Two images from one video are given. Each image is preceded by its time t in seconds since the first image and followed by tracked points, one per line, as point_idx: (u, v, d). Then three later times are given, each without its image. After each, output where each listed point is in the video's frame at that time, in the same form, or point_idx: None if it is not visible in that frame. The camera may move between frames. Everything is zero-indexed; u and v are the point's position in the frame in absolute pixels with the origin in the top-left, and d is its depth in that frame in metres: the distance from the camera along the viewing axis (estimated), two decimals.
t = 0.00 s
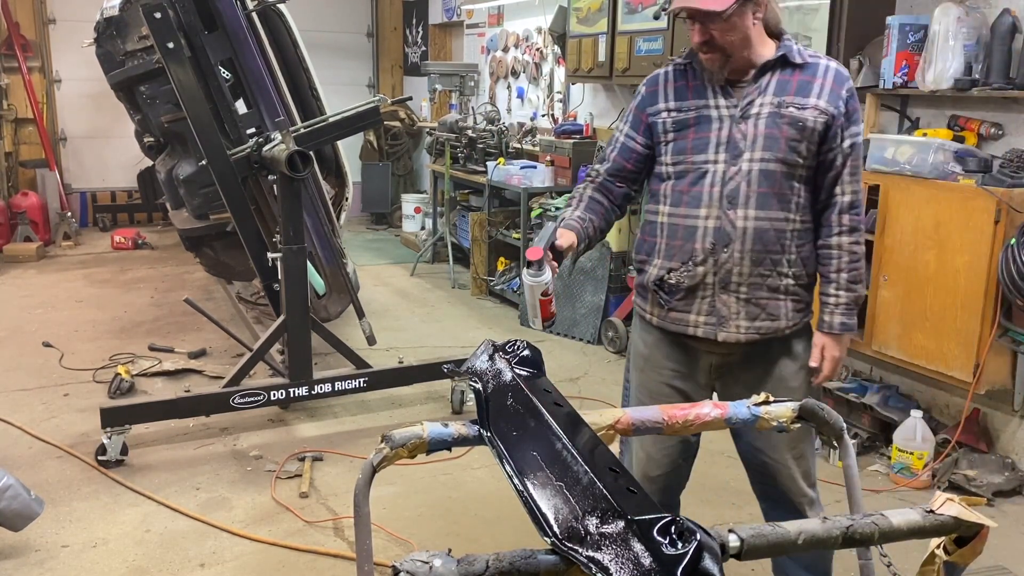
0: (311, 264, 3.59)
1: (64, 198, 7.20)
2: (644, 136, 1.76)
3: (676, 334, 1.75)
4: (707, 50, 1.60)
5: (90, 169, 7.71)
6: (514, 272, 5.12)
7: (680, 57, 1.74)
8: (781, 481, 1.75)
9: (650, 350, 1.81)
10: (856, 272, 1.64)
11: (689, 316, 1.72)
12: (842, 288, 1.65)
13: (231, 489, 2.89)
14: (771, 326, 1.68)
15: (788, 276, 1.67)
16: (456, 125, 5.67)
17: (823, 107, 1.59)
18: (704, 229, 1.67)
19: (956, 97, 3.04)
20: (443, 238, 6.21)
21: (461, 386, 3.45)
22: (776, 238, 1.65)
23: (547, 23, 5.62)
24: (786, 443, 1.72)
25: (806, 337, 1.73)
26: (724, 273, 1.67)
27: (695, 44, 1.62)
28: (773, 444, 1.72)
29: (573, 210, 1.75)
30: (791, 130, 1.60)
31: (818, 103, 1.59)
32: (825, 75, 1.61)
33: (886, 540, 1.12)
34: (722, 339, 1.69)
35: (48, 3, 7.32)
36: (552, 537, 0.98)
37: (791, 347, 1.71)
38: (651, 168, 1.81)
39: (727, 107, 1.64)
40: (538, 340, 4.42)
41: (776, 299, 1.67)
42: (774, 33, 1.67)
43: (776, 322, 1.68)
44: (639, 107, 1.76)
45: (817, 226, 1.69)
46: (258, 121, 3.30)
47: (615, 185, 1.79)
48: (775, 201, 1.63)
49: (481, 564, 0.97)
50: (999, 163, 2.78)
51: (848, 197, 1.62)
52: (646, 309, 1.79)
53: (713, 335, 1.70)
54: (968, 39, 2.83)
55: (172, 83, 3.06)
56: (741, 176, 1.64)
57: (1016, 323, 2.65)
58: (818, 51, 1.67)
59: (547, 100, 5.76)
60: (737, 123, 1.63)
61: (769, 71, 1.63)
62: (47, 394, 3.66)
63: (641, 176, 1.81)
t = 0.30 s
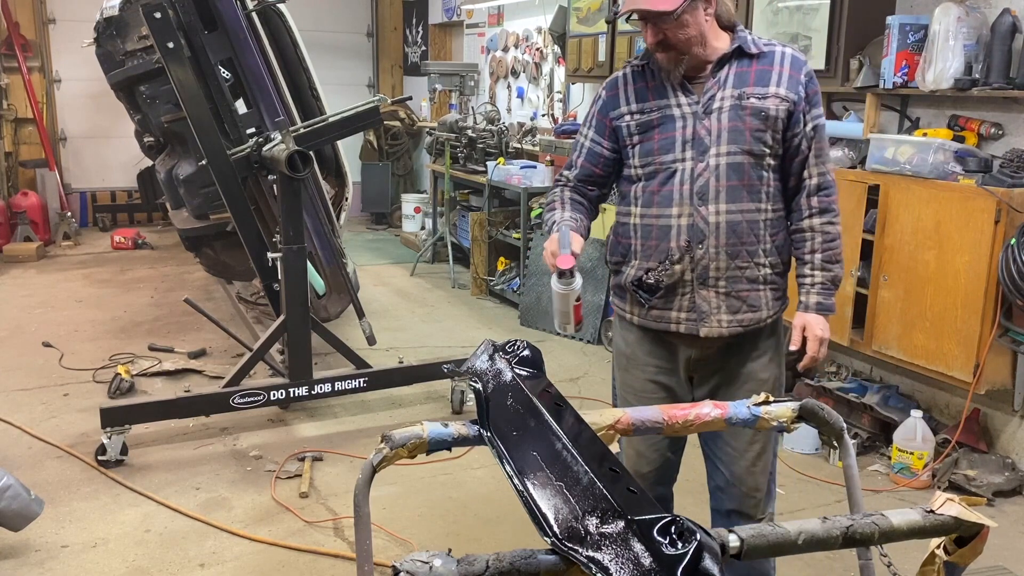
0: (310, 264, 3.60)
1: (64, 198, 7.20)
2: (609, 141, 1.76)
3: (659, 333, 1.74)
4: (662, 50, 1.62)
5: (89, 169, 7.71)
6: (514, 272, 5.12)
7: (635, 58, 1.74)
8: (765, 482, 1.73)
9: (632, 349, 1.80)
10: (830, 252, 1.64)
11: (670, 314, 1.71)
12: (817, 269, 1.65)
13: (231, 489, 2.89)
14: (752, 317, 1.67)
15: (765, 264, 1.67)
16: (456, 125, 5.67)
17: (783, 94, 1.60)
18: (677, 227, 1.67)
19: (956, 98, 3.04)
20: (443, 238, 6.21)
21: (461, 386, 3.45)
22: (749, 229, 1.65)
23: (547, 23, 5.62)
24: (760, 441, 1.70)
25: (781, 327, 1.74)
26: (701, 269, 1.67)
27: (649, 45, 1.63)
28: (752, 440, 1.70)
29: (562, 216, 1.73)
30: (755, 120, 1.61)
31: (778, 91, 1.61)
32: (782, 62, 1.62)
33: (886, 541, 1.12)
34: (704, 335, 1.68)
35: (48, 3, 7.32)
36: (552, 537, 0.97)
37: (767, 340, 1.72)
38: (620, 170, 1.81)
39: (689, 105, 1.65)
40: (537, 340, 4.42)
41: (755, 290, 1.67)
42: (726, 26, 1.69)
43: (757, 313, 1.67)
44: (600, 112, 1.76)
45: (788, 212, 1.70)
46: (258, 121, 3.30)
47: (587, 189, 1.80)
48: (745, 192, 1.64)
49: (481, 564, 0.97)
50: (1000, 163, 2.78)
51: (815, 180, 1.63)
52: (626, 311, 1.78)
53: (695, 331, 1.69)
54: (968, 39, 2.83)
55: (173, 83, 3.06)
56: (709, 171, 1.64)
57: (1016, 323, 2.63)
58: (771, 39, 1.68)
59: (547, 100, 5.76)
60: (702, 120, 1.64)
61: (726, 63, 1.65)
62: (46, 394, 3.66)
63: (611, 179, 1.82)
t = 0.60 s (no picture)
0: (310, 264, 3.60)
1: (64, 198, 7.20)
2: (602, 142, 1.77)
3: (651, 333, 1.74)
4: (655, 51, 1.62)
5: (89, 169, 7.71)
6: (514, 272, 5.12)
7: (629, 59, 1.75)
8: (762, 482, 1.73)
9: (624, 348, 1.81)
10: (823, 252, 1.64)
11: (662, 313, 1.71)
12: (811, 270, 1.65)
13: (232, 489, 2.89)
14: (744, 317, 1.67)
15: (757, 265, 1.67)
16: (456, 125, 5.67)
17: (776, 94, 1.61)
18: (670, 226, 1.67)
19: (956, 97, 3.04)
20: (443, 238, 6.21)
21: (461, 386, 3.45)
22: (741, 229, 1.65)
23: (547, 22, 5.62)
24: (754, 442, 1.70)
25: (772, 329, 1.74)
26: (694, 268, 1.67)
27: (642, 45, 1.63)
28: (746, 441, 1.70)
29: (552, 211, 1.72)
30: (747, 120, 1.61)
31: (771, 90, 1.61)
32: (775, 62, 1.62)
33: (886, 541, 1.12)
34: (696, 335, 1.68)
35: (48, 3, 7.32)
36: (552, 536, 0.97)
37: (758, 341, 1.72)
38: (614, 171, 1.82)
39: (682, 105, 1.65)
40: (538, 340, 4.42)
41: (747, 290, 1.67)
42: (719, 26, 1.69)
43: (748, 313, 1.67)
44: (594, 113, 1.77)
45: (781, 212, 1.70)
46: (258, 121, 3.30)
47: (580, 190, 1.80)
48: (738, 192, 1.64)
49: (481, 564, 0.97)
50: (1000, 163, 2.78)
51: (808, 180, 1.63)
52: (618, 310, 1.78)
53: (687, 331, 1.69)
54: (968, 39, 2.82)
55: (173, 83, 3.06)
56: (702, 171, 1.64)
57: (1016, 323, 2.63)
58: (764, 39, 1.68)
59: (547, 100, 5.75)
60: (694, 119, 1.65)
61: (719, 63, 1.65)
62: (46, 394, 3.66)
63: (605, 180, 1.82)
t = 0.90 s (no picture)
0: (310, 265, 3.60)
1: (64, 198, 7.21)
2: (601, 142, 1.77)
3: (648, 333, 1.74)
4: (653, 51, 1.62)
5: (89, 169, 7.71)
6: (514, 272, 5.12)
7: (629, 59, 1.75)
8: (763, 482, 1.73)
9: (622, 348, 1.81)
10: (823, 255, 1.64)
11: (658, 314, 1.71)
12: (810, 273, 1.64)
13: (232, 489, 2.89)
14: (742, 319, 1.67)
15: (755, 267, 1.67)
16: (456, 125, 5.67)
17: (775, 95, 1.60)
18: (667, 228, 1.67)
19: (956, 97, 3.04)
20: (443, 238, 6.21)
21: (461, 386, 3.45)
22: (739, 231, 1.65)
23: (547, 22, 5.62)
24: (756, 442, 1.70)
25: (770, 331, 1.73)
26: (691, 270, 1.67)
27: (641, 46, 1.63)
28: (749, 442, 1.70)
29: (556, 210, 1.74)
30: (746, 121, 1.61)
31: (770, 92, 1.60)
32: (774, 63, 1.62)
33: (887, 541, 1.12)
34: (692, 336, 1.68)
35: (48, 3, 7.33)
36: (552, 536, 0.97)
37: (756, 343, 1.72)
38: (613, 172, 1.82)
39: (681, 106, 1.66)
40: (538, 340, 4.42)
41: (744, 292, 1.67)
42: (718, 26, 1.69)
43: (746, 315, 1.67)
44: (593, 113, 1.77)
45: (780, 214, 1.70)
46: (258, 121, 3.30)
47: (580, 190, 1.81)
48: (735, 194, 1.63)
49: (481, 564, 0.97)
50: (1000, 163, 2.78)
51: (807, 182, 1.63)
52: (615, 310, 1.79)
53: (684, 332, 1.69)
54: (968, 39, 2.82)
55: (173, 83, 3.06)
56: (700, 172, 1.64)
57: (1016, 323, 2.63)
58: (764, 40, 1.68)
59: (547, 99, 5.75)
60: (693, 120, 1.65)
61: (718, 64, 1.64)
62: (46, 394, 3.66)
63: (604, 181, 1.82)
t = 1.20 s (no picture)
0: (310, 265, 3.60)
1: (64, 198, 7.20)
2: (598, 143, 1.78)
3: (646, 334, 1.75)
4: (649, 52, 1.62)
5: (89, 169, 7.71)
6: (514, 272, 5.12)
7: (626, 60, 1.75)
8: (762, 481, 1.73)
9: (620, 349, 1.81)
10: (820, 255, 1.64)
11: (656, 314, 1.71)
12: (807, 273, 1.64)
13: (232, 489, 2.89)
14: (739, 320, 1.67)
15: (752, 268, 1.67)
16: (456, 125, 5.67)
17: (771, 95, 1.60)
18: (664, 229, 1.68)
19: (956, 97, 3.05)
20: (443, 238, 6.21)
21: (461, 386, 3.45)
22: (736, 232, 1.65)
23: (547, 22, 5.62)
24: (754, 442, 1.70)
25: (768, 332, 1.73)
26: (688, 271, 1.67)
27: (636, 46, 1.63)
28: (747, 442, 1.70)
29: (550, 209, 1.75)
30: (742, 122, 1.61)
31: (766, 92, 1.60)
32: (771, 63, 1.62)
33: (886, 541, 1.12)
34: (689, 337, 1.68)
35: (48, 3, 7.32)
36: (552, 536, 0.98)
37: (753, 343, 1.71)
38: (610, 172, 1.83)
39: (677, 107, 1.66)
40: (538, 340, 4.42)
41: (741, 293, 1.67)
42: (715, 26, 1.69)
43: (743, 316, 1.67)
44: (591, 114, 1.77)
45: (778, 214, 1.70)
46: (258, 121, 3.30)
47: (576, 190, 1.81)
48: (732, 195, 1.63)
49: (481, 564, 0.97)
50: (1000, 163, 2.78)
51: (805, 182, 1.62)
52: (614, 310, 1.79)
53: (681, 333, 1.69)
54: (968, 39, 2.82)
55: (173, 83, 3.06)
56: (696, 173, 1.64)
57: (1016, 323, 2.64)
58: (761, 39, 1.68)
59: (547, 99, 5.75)
60: (689, 121, 1.65)
61: (714, 65, 1.64)
62: (46, 394, 3.66)
63: (602, 181, 1.83)
